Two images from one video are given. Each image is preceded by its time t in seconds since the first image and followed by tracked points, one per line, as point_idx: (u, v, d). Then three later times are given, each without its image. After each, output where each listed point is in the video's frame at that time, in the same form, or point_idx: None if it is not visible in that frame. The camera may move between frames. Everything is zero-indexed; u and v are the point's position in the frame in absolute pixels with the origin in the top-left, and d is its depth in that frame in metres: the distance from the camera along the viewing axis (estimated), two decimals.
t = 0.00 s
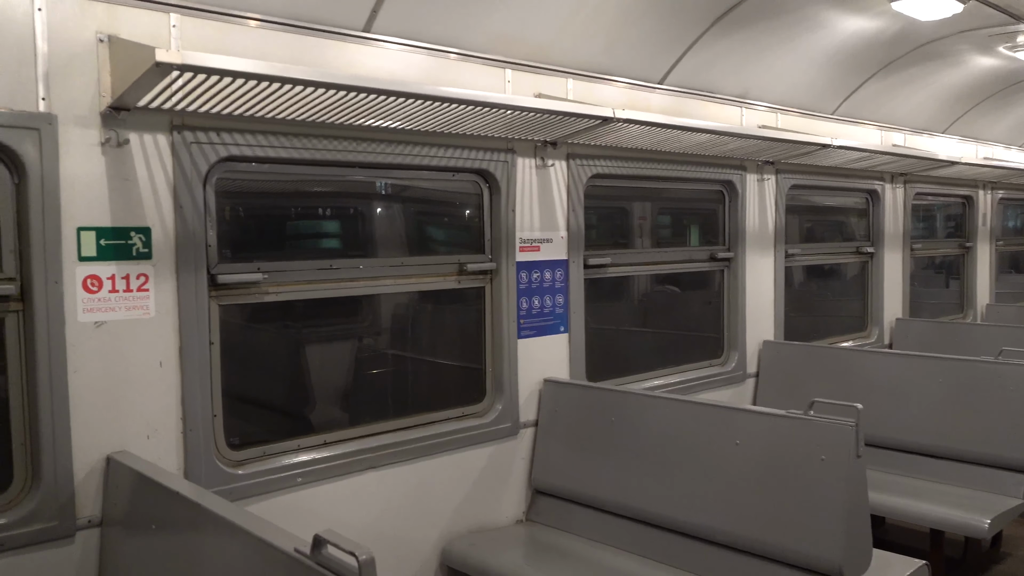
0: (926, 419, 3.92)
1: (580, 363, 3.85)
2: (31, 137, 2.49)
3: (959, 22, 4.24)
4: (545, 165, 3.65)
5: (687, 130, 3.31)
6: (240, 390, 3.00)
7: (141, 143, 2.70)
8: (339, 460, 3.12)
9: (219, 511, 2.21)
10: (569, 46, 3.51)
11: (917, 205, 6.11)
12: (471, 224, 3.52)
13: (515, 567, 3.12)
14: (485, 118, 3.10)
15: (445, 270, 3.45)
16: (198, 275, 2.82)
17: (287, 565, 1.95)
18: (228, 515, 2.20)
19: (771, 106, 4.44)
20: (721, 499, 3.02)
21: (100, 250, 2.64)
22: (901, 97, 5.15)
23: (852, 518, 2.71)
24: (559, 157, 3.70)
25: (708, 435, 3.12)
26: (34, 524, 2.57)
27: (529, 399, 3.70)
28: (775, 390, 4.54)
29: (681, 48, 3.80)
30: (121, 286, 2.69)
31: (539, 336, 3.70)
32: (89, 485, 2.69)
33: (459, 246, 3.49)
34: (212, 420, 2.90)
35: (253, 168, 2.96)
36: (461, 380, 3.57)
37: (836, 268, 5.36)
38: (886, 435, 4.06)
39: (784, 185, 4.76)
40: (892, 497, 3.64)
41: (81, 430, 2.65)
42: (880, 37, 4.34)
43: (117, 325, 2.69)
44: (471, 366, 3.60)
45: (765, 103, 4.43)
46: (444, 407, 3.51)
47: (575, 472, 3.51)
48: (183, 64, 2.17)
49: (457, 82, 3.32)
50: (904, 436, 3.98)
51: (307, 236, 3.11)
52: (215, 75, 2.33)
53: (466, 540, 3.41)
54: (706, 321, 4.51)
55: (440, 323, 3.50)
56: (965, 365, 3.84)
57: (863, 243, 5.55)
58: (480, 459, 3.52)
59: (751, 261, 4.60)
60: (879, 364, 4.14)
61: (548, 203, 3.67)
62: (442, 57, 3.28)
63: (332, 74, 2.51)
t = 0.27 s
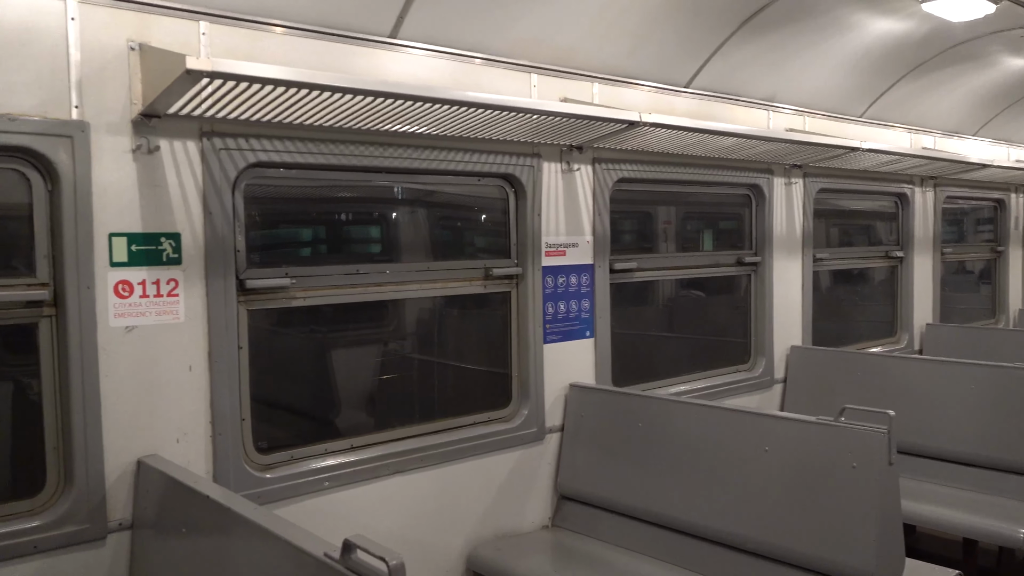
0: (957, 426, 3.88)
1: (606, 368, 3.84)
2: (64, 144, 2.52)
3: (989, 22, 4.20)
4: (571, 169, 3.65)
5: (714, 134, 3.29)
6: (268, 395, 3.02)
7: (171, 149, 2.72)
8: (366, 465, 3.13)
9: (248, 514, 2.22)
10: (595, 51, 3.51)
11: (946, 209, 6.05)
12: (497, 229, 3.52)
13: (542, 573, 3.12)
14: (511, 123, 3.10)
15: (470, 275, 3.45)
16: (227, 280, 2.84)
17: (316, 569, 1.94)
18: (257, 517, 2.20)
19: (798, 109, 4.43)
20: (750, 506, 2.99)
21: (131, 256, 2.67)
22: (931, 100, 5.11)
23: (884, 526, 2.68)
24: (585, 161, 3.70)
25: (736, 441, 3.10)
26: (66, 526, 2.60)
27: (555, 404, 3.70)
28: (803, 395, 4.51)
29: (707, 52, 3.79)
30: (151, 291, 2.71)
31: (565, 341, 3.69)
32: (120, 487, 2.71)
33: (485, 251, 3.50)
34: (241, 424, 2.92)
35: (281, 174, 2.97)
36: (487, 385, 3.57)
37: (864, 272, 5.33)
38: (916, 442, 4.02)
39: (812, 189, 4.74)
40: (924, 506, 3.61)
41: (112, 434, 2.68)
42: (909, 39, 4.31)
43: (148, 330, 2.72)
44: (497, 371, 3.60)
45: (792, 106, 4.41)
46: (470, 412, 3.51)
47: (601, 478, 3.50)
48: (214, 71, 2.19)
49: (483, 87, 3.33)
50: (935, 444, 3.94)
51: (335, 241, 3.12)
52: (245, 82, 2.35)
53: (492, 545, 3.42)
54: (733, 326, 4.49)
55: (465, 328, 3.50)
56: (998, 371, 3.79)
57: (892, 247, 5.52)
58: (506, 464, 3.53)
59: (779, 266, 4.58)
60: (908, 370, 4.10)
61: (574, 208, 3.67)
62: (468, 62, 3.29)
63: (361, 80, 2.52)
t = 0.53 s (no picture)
0: (989, 426, 3.83)
1: (631, 368, 3.84)
2: (94, 148, 2.54)
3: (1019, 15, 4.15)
4: (595, 169, 3.64)
5: (740, 132, 3.27)
6: (296, 396, 3.04)
7: (198, 152, 2.74)
8: (393, 466, 3.14)
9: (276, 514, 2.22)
10: (619, 50, 3.51)
11: (976, 206, 5.99)
12: (522, 230, 3.52)
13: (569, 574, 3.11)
14: (535, 123, 3.09)
15: (495, 276, 3.45)
16: (254, 282, 2.86)
17: (344, 570, 1.92)
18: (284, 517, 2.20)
19: (823, 106, 4.42)
20: (779, 507, 2.96)
21: (159, 258, 2.69)
22: (959, 96, 5.07)
23: (917, 528, 2.64)
24: (609, 161, 3.69)
25: (764, 441, 3.07)
26: (97, 527, 2.62)
27: (580, 404, 3.69)
28: (831, 396, 4.48)
29: (732, 50, 3.77)
30: (179, 293, 2.73)
31: (590, 341, 3.69)
32: (149, 488, 2.73)
33: (510, 251, 3.50)
34: (268, 425, 2.93)
35: (307, 176, 2.98)
36: (513, 386, 3.57)
37: (893, 270, 5.29)
38: (947, 442, 3.97)
39: (839, 187, 4.72)
40: (957, 506, 3.58)
41: (142, 435, 2.70)
42: (936, 34, 4.27)
43: (177, 331, 2.73)
44: (522, 371, 3.60)
45: (817, 103, 4.41)
46: (495, 413, 3.51)
47: (628, 478, 3.49)
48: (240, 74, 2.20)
49: (506, 88, 3.33)
50: (966, 444, 3.89)
51: (361, 243, 3.13)
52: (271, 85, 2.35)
53: (519, 546, 3.42)
54: (759, 326, 4.47)
55: (490, 329, 3.50)
56: None
57: (921, 245, 5.48)
58: (531, 465, 3.52)
59: (805, 265, 4.56)
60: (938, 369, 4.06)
61: (598, 208, 3.67)
62: (491, 63, 3.29)
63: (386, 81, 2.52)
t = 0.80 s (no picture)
0: (1020, 429, 3.77)
1: (655, 370, 3.82)
2: (121, 153, 2.56)
3: None
4: (618, 170, 3.63)
5: (765, 133, 3.24)
6: (321, 399, 3.05)
7: (223, 156, 2.76)
8: (417, 468, 3.14)
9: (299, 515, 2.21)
10: (643, 51, 3.50)
11: (1006, 206, 5.91)
12: (545, 232, 3.52)
13: None
14: (558, 125, 3.08)
15: (518, 278, 3.45)
16: (278, 285, 2.87)
17: (369, 572, 1.90)
18: (308, 519, 2.19)
19: (849, 106, 4.41)
20: (807, 512, 2.93)
21: (185, 262, 2.71)
22: (987, 94, 5.02)
23: (947, 533, 2.60)
24: (632, 162, 3.68)
25: (790, 445, 3.04)
26: (124, 528, 2.64)
27: (604, 407, 3.68)
28: (858, 399, 4.45)
29: (756, 50, 3.76)
30: (205, 296, 2.75)
31: (613, 344, 3.68)
32: (176, 489, 2.75)
33: (533, 253, 3.49)
34: (293, 427, 2.95)
35: (331, 179, 2.99)
36: (536, 389, 3.56)
37: (920, 272, 5.24)
38: (976, 446, 3.92)
39: (865, 187, 4.69)
40: (988, 512, 3.53)
41: (169, 437, 2.72)
42: (963, 32, 4.24)
43: (203, 334, 2.75)
44: (546, 374, 3.59)
45: (843, 103, 4.39)
46: (519, 415, 3.50)
47: (652, 482, 3.48)
48: (265, 78, 2.21)
49: (529, 90, 3.33)
50: (996, 448, 3.84)
51: (384, 246, 3.14)
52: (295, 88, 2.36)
53: (542, 550, 3.42)
54: (784, 328, 4.44)
55: (514, 332, 3.50)
56: None
57: (949, 246, 5.43)
58: (555, 467, 3.52)
59: (831, 267, 4.54)
60: (966, 371, 4.01)
61: (622, 210, 3.66)
62: (513, 65, 3.29)
63: (410, 84, 2.52)
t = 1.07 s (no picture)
0: None
1: (676, 369, 3.81)
2: (144, 154, 2.58)
3: None
4: (638, 169, 3.62)
5: (787, 130, 3.21)
6: (341, 399, 3.05)
7: (244, 157, 2.77)
8: (437, 468, 3.14)
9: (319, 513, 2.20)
10: (663, 50, 3.49)
11: None
12: (564, 231, 3.51)
13: None
14: (577, 124, 3.07)
15: (537, 277, 3.44)
16: (299, 285, 2.88)
17: (391, 571, 1.89)
18: (328, 517, 2.18)
19: (871, 103, 4.39)
20: (830, 513, 2.90)
21: (207, 262, 2.72)
22: (1011, 90, 4.97)
23: (974, 534, 2.56)
24: (651, 161, 3.67)
25: (813, 445, 3.02)
26: (147, 527, 2.66)
27: (624, 407, 3.67)
28: (882, 399, 4.42)
29: (777, 47, 3.75)
30: (226, 296, 2.76)
31: (633, 343, 3.67)
32: (198, 488, 2.76)
33: (552, 253, 3.49)
34: (314, 426, 2.96)
35: (351, 179, 3.00)
36: (556, 388, 3.56)
37: (944, 270, 5.19)
38: (1002, 447, 3.87)
39: (887, 185, 4.67)
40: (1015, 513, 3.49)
41: (191, 436, 2.73)
42: (987, 27, 4.20)
43: (224, 333, 2.76)
44: (565, 374, 3.58)
45: (864, 100, 4.38)
46: (539, 415, 3.50)
47: (673, 482, 3.47)
48: (285, 78, 2.21)
49: (548, 88, 3.32)
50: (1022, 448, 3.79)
51: (404, 245, 3.14)
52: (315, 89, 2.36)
53: (563, 550, 3.42)
54: (806, 327, 4.42)
55: (533, 331, 3.49)
56: None
57: (973, 244, 5.37)
58: (575, 467, 3.52)
59: (853, 266, 4.52)
60: (992, 371, 3.96)
61: (641, 209, 3.65)
62: (531, 64, 3.29)
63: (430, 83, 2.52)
